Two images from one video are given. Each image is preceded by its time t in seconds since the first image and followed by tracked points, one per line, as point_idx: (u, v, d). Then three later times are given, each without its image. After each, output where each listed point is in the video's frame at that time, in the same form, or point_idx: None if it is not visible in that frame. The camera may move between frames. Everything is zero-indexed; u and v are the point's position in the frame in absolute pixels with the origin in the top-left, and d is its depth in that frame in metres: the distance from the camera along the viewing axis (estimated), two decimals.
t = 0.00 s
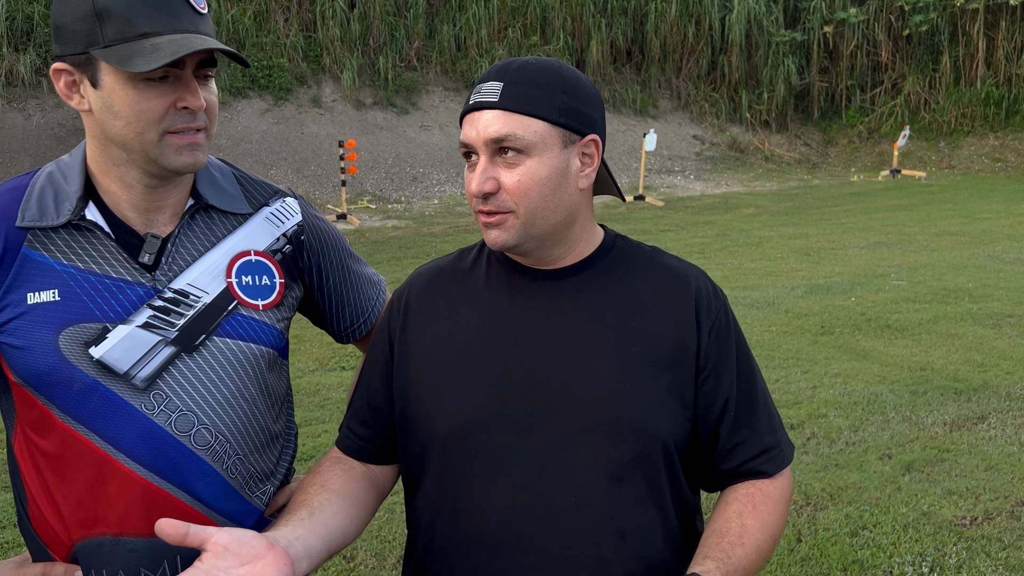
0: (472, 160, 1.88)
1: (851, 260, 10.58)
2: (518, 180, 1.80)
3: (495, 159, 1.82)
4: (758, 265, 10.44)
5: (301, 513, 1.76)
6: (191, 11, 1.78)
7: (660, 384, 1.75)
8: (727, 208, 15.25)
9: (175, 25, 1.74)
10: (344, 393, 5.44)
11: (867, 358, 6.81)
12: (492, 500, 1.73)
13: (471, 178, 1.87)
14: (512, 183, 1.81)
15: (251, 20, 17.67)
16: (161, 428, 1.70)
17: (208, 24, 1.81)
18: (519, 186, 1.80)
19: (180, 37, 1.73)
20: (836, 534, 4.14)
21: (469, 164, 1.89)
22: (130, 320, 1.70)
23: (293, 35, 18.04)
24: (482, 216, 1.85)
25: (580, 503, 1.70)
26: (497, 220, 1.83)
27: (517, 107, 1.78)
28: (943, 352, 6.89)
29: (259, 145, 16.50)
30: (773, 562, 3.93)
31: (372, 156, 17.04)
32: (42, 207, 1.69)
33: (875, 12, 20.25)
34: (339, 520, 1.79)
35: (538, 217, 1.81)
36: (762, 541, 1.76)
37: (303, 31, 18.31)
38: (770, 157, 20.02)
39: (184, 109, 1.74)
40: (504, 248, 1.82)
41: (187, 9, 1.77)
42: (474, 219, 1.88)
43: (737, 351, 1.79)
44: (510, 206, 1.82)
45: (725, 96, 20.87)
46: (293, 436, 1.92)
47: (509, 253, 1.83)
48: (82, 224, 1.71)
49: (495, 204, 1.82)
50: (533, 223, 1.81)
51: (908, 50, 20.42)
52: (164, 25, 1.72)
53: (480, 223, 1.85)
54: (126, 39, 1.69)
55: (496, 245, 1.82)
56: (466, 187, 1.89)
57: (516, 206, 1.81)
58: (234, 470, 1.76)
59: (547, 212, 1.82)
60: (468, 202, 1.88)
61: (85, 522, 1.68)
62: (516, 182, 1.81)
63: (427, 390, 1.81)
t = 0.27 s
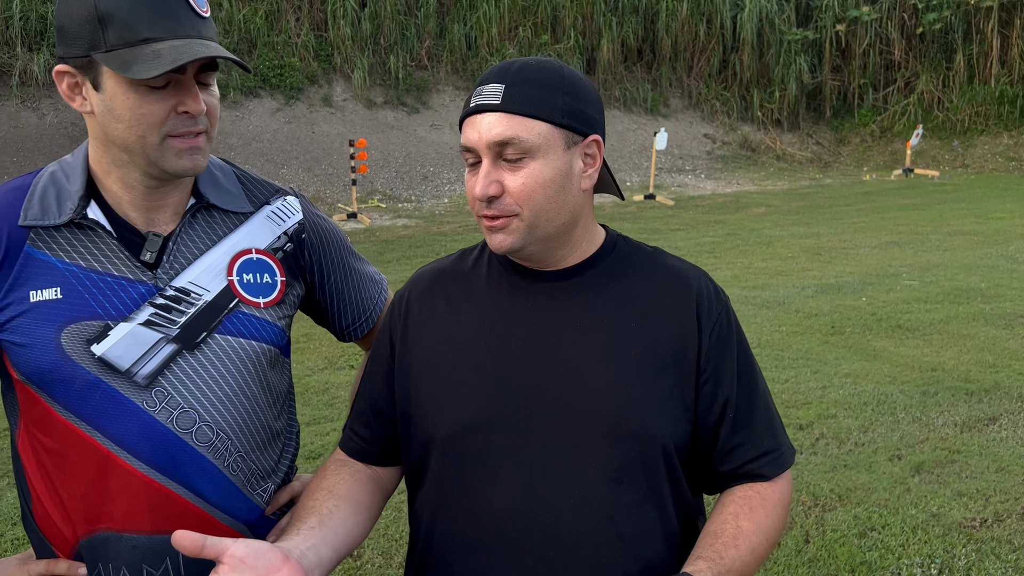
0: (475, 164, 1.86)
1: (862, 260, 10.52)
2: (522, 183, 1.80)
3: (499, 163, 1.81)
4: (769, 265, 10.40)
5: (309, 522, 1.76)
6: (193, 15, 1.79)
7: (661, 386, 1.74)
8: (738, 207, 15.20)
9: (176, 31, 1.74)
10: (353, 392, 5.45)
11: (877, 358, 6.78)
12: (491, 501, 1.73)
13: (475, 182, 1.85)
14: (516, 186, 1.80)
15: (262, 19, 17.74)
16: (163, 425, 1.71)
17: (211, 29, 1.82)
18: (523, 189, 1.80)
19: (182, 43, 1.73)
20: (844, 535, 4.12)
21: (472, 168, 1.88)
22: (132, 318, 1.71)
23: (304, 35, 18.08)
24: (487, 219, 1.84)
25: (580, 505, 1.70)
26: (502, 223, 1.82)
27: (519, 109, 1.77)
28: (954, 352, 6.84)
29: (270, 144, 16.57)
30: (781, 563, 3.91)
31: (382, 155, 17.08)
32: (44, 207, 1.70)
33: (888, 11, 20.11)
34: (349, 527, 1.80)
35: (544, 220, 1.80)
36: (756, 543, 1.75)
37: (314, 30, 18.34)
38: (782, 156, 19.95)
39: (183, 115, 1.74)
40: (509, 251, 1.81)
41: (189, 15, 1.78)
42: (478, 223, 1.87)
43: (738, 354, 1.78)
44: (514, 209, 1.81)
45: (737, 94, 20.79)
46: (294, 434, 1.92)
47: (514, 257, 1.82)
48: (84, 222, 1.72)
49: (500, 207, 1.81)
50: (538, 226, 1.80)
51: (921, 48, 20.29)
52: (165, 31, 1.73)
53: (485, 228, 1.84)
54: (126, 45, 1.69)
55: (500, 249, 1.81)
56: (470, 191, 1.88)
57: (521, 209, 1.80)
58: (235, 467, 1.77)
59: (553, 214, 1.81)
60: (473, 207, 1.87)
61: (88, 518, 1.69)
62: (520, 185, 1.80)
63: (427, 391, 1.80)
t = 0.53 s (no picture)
0: (488, 162, 1.83)
1: (873, 260, 10.47)
2: (546, 173, 1.79)
3: (518, 156, 1.79)
4: (779, 264, 10.37)
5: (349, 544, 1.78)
6: (159, 15, 1.72)
7: (662, 387, 1.72)
8: (749, 206, 15.15)
9: (130, 31, 1.68)
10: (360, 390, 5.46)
11: (887, 359, 6.74)
12: (491, 504, 1.72)
13: (491, 179, 1.81)
14: (539, 176, 1.79)
15: (273, 19, 17.80)
16: (159, 424, 1.71)
17: (177, 29, 1.73)
18: (548, 178, 1.78)
19: (134, 44, 1.68)
20: (851, 536, 4.10)
21: (482, 168, 1.84)
22: (130, 317, 1.71)
23: (315, 34, 18.11)
24: (507, 215, 1.80)
25: (582, 507, 1.69)
26: (527, 216, 1.78)
27: (537, 100, 1.77)
28: (965, 352, 6.80)
29: (281, 143, 16.62)
30: (788, 564, 3.89)
31: (393, 154, 17.11)
32: (46, 205, 1.70)
33: (901, 9, 19.97)
34: (385, 538, 1.83)
35: (570, 208, 1.80)
36: (753, 540, 1.73)
37: (325, 30, 18.36)
38: (793, 154, 19.87)
39: (141, 117, 1.68)
40: (530, 247, 1.78)
41: (150, 13, 1.72)
42: (495, 223, 1.81)
43: (738, 353, 1.77)
44: (539, 200, 1.79)
45: (748, 93, 20.71)
46: (294, 433, 1.92)
47: (541, 251, 1.79)
48: (85, 220, 1.72)
49: (525, 200, 1.78)
50: (565, 215, 1.79)
51: (934, 47, 20.15)
52: (118, 31, 1.68)
53: (506, 224, 1.79)
54: (82, 45, 1.68)
55: (526, 244, 1.77)
56: (483, 192, 1.83)
57: (545, 199, 1.79)
58: (231, 466, 1.77)
59: (577, 203, 1.81)
60: (487, 207, 1.81)
61: (85, 516, 1.70)
62: (544, 175, 1.78)
63: (427, 393, 1.78)
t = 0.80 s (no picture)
0: (489, 157, 1.80)
1: (886, 260, 10.40)
2: (551, 161, 1.77)
3: (521, 147, 1.77)
4: (790, 264, 10.31)
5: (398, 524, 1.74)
6: (136, 13, 1.71)
7: (664, 381, 1.71)
8: (761, 206, 15.08)
9: (107, 30, 1.68)
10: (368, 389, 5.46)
11: (898, 359, 6.69)
12: (497, 502, 1.69)
13: (496, 173, 1.78)
14: (544, 164, 1.77)
15: (286, 18, 17.84)
16: (155, 422, 1.72)
17: (157, 27, 1.71)
18: (554, 166, 1.77)
19: (111, 43, 1.66)
20: (861, 538, 4.07)
21: (483, 165, 1.81)
22: (126, 314, 1.72)
23: (327, 33, 18.13)
24: (516, 209, 1.76)
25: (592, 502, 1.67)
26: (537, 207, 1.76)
27: (534, 90, 1.76)
28: (978, 353, 6.74)
29: (293, 142, 16.67)
30: (795, 565, 3.87)
31: (404, 153, 17.13)
32: (44, 202, 1.70)
33: (915, 7, 19.80)
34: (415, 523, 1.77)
35: (577, 195, 1.79)
36: (747, 526, 1.73)
37: (337, 29, 18.38)
38: (806, 154, 19.77)
39: (123, 116, 1.67)
40: (542, 243, 1.74)
41: (127, 10, 1.71)
42: (502, 219, 1.77)
43: (735, 345, 1.77)
44: (547, 188, 1.77)
45: (760, 93, 20.62)
46: (293, 432, 1.92)
47: (553, 242, 1.75)
48: (83, 217, 1.73)
49: (532, 189, 1.76)
50: (573, 202, 1.78)
51: (949, 45, 19.99)
52: (96, 30, 1.68)
53: (515, 217, 1.75)
54: (63, 44, 1.69)
55: (540, 234, 1.74)
56: (486, 189, 1.79)
57: (553, 187, 1.77)
58: (228, 465, 1.77)
59: (582, 189, 1.81)
60: (493, 203, 1.77)
61: (82, 512, 1.70)
62: (549, 163, 1.77)
63: (427, 391, 1.74)
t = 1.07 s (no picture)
0: (482, 159, 1.80)
1: (896, 260, 10.34)
2: (542, 160, 1.76)
3: (513, 147, 1.77)
4: (800, 264, 10.26)
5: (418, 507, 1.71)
6: (128, 13, 1.71)
7: (667, 379, 1.70)
8: (771, 206, 15.02)
9: (99, 31, 1.68)
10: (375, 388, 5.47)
11: (908, 361, 6.64)
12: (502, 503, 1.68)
13: (487, 174, 1.78)
14: (536, 163, 1.76)
15: (296, 18, 17.88)
16: (154, 423, 1.72)
17: (150, 27, 1.71)
18: (545, 166, 1.76)
19: (102, 45, 1.66)
20: (868, 540, 4.04)
21: (477, 166, 1.81)
22: (126, 315, 1.72)
23: (336, 33, 18.16)
24: (508, 208, 1.76)
25: (597, 501, 1.66)
26: (529, 204, 1.75)
27: (523, 91, 1.75)
28: (988, 355, 6.69)
29: (303, 142, 16.72)
30: (802, 567, 3.84)
31: (413, 153, 17.15)
32: (46, 202, 1.71)
33: (928, 6, 19.65)
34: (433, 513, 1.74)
35: (568, 192, 1.78)
36: (746, 518, 1.71)
37: (347, 29, 18.41)
38: (816, 154, 19.69)
39: (118, 118, 1.67)
40: (533, 237, 1.74)
41: (119, 11, 1.70)
42: (495, 219, 1.77)
43: (731, 345, 1.78)
44: (538, 187, 1.76)
45: (771, 92, 20.54)
46: (294, 432, 1.93)
47: (547, 239, 1.75)
48: (84, 217, 1.73)
49: (523, 189, 1.75)
50: (564, 199, 1.77)
51: (962, 45, 19.86)
52: (89, 31, 1.68)
53: (507, 215, 1.75)
54: (58, 46, 1.69)
55: (530, 233, 1.73)
56: (480, 190, 1.79)
57: (545, 186, 1.76)
58: (227, 466, 1.77)
59: (574, 186, 1.80)
60: (486, 203, 1.77)
61: (80, 512, 1.71)
62: (540, 162, 1.76)
63: (431, 390, 1.72)
